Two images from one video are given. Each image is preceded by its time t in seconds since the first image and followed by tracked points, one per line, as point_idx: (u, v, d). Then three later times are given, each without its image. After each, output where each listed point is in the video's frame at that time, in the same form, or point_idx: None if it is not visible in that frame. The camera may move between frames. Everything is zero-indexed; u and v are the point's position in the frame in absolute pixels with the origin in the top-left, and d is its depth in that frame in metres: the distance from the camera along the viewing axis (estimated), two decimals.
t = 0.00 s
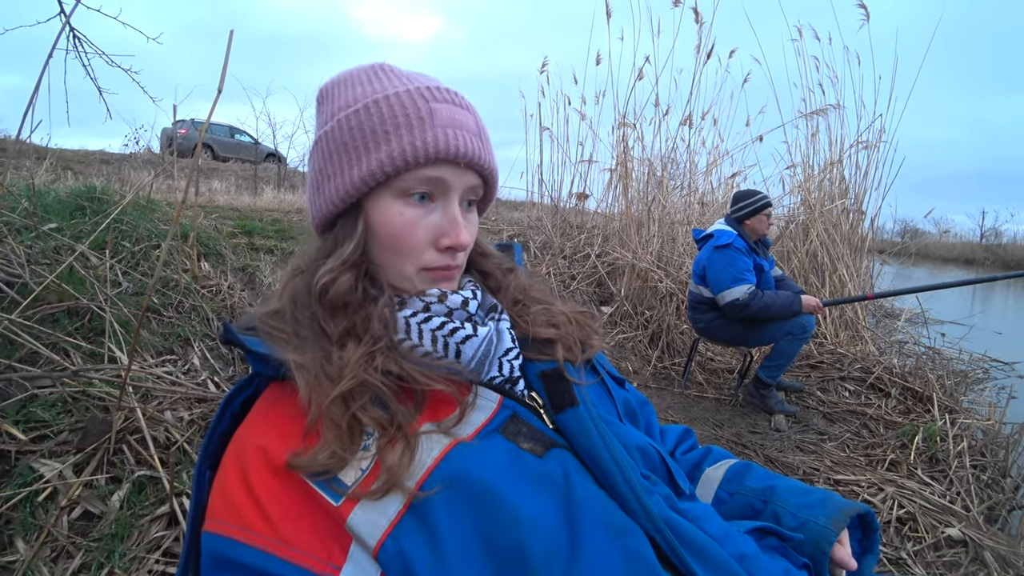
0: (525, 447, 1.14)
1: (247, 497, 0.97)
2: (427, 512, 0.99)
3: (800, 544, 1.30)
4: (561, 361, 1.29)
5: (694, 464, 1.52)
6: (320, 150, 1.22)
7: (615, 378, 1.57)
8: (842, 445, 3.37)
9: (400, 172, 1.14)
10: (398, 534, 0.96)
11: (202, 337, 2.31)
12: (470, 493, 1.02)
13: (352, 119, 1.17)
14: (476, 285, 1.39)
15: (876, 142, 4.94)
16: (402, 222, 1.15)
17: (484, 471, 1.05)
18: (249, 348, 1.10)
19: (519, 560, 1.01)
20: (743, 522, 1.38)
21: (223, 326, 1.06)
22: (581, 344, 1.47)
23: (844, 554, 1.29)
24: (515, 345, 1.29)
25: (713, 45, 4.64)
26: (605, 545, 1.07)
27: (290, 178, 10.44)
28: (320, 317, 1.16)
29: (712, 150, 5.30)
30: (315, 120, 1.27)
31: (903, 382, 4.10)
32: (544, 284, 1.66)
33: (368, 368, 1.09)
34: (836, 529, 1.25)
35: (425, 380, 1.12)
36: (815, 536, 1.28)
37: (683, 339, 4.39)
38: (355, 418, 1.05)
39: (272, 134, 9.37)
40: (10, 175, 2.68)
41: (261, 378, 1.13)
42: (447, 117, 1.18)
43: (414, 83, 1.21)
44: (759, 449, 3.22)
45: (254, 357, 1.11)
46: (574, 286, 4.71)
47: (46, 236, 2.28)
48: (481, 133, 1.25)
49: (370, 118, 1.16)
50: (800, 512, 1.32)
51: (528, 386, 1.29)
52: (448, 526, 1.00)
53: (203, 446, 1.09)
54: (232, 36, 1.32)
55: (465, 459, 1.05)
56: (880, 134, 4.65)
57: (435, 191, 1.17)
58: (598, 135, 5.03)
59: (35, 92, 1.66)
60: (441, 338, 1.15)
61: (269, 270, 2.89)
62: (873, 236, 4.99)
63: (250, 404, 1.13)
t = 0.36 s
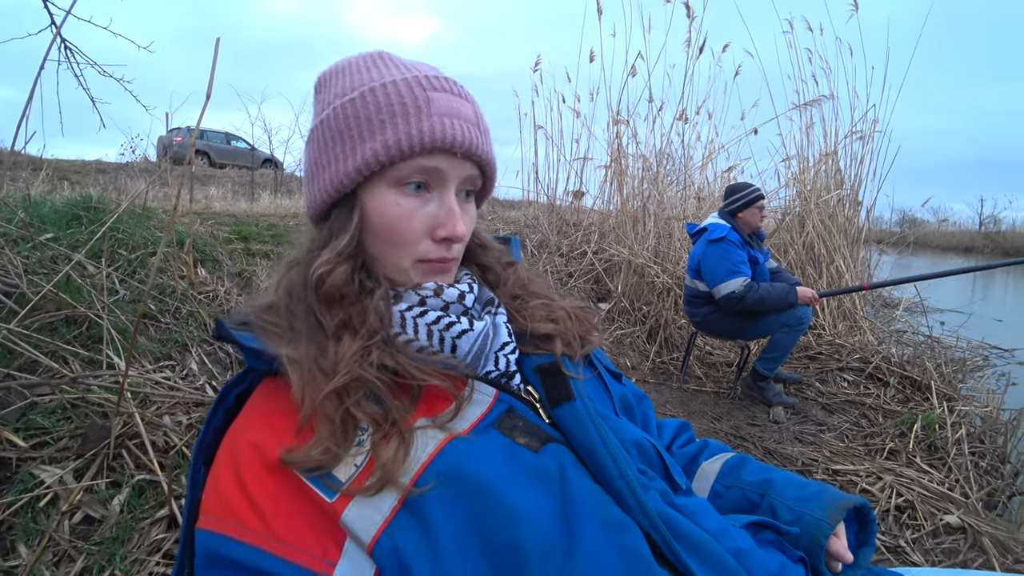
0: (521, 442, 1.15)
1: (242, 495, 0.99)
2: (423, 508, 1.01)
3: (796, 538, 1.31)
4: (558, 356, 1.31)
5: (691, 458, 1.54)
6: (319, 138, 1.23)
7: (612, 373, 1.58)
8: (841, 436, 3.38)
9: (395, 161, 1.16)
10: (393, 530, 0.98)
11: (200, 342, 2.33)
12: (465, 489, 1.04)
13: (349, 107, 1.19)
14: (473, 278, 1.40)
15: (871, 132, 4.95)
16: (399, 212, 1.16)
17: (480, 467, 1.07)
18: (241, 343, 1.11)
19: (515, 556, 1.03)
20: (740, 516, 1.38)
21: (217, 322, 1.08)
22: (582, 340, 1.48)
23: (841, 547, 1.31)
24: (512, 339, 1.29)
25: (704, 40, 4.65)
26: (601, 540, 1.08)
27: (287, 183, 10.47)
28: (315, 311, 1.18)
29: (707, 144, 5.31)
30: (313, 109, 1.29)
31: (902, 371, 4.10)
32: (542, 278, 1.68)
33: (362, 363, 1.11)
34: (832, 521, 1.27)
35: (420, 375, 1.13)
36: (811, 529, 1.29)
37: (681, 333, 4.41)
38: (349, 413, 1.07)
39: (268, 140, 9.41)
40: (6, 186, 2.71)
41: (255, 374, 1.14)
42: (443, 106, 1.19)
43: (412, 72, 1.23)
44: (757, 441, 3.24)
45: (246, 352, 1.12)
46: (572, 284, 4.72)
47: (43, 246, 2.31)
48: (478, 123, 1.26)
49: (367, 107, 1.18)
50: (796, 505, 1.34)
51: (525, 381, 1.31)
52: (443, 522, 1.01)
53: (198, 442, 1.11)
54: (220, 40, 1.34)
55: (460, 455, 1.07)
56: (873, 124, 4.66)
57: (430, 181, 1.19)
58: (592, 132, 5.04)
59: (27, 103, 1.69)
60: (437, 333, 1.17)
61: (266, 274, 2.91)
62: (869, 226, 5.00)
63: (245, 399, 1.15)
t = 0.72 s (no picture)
0: (520, 443, 1.14)
1: (242, 499, 0.98)
2: (419, 509, 1.00)
3: (802, 537, 1.30)
4: (555, 356, 1.31)
5: (695, 458, 1.53)
6: (301, 151, 1.24)
7: (611, 373, 1.57)
8: (850, 435, 3.35)
9: (377, 154, 1.16)
10: (391, 533, 0.97)
11: (205, 345, 2.33)
12: (463, 490, 1.02)
13: (326, 113, 1.20)
14: (468, 279, 1.40)
15: (876, 129, 4.92)
16: (386, 203, 1.16)
17: (478, 469, 1.05)
18: (240, 350, 1.09)
19: (514, 557, 1.01)
20: (745, 516, 1.37)
21: (213, 329, 1.06)
22: (576, 339, 1.48)
23: (848, 548, 1.29)
24: (508, 340, 1.29)
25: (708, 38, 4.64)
26: (601, 541, 1.06)
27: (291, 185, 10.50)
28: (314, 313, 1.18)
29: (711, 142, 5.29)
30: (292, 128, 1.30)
31: (910, 369, 4.07)
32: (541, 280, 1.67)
33: (358, 362, 1.11)
34: (838, 521, 1.26)
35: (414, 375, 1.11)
36: (817, 529, 1.28)
37: (687, 332, 4.39)
38: (348, 412, 1.07)
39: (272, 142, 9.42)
40: (12, 191, 2.72)
41: (256, 379, 1.14)
42: (417, 98, 1.20)
43: (382, 75, 1.24)
44: (765, 440, 3.22)
45: (246, 358, 1.11)
46: (576, 283, 4.71)
47: (49, 251, 2.32)
48: (453, 113, 1.26)
49: (343, 109, 1.18)
50: (802, 504, 1.33)
51: (524, 382, 1.30)
52: (440, 524, 1.00)
53: (200, 448, 1.11)
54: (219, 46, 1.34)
55: (458, 456, 1.05)
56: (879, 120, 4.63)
57: (414, 170, 1.19)
58: (596, 131, 5.03)
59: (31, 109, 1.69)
60: (434, 334, 1.16)
61: (270, 276, 2.92)
62: (876, 223, 4.97)
63: (246, 405, 1.15)
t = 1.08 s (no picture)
0: (520, 447, 1.12)
1: (240, 504, 0.97)
2: (414, 513, 0.97)
3: (810, 543, 1.27)
4: (555, 360, 1.28)
5: (701, 462, 1.50)
6: (310, 150, 1.22)
7: (614, 376, 1.54)
8: (860, 440, 3.31)
9: (380, 161, 1.14)
10: (387, 537, 0.95)
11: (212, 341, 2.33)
12: (460, 494, 1.00)
13: (334, 116, 1.18)
14: (469, 285, 1.38)
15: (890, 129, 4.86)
16: (386, 211, 1.14)
17: (476, 473, 1.02)
18: (240, 354, 1.07)
19: (511, 562, 0.99)
20: (751, 521, 1.33)
21: (212, 333, 1.04)
22: (578, 343, 1.45)
23: (858, 554, 1.26)
24: (508, 344, 1.27)
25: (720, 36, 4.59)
26: (602, 545, 1.04)
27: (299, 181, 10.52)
28: (314, 314, 1.16)
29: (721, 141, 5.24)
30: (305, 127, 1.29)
31: (922, 373, 4.02)
32: (548, 283, 1.64)
33: (353, 362, 1.09)
34: (848, 526, 1.23)
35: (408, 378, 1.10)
36: (826, 534, 1.25)
37: (695, 333, 4.35)
38: (342, 412, 1.05)
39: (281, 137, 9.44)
40: (22, 185, 2.72)
41: (256, 384, 1.12)
42: (426, 107, 1.17)
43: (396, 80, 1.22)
44: (775, 443, 3.18)
45: (247, 363, 1.09)
46: (585, 282, 4.68)
47: (57, 245, 2.32)
48: (462, 125, 1.23)
49: (351, 113, 1.17)
50: (810, 509, 1.30)
51: (523, 386, 1.28)
52: (436, 528, 0.97)
53: (200, 454, 1.09)
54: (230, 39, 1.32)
55: (455, 461, 1.03)
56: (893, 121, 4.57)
57: (418, 181, 1.16)
58: (605, 129, 4.99)
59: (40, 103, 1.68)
60: (432, 338, 1.14)
61: (278, 273, 2.91)
62: (888, 224, 4.91)
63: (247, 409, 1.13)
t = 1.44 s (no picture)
0: (525, 444, 1.13)
1: (245, 497, 0.98)
2: (418, 506, 0.98)
3: (813, 544, 1.27)
4: (561, 359, 1.30)
5: (705, 461, 1.50)
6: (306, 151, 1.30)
7: (621, 375, 1.55)
8: (863, 440, 3.31)
9: (346, 155, 1.15)
10: (391, 533, 0.95)
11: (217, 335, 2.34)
12: (465, 491, 1.01)
13: (317, 114, 1.23)
14: (476, 281, 1.41)
15: (898, 129, 4.83)
16: (353, 205, 1.14)
17: (481, 470, 1.03)
18: (246, 348, 1.09)
19: (516, 560, 1.00)
20: (754, 521, 1.34)
21: (220, 327, 1.06)
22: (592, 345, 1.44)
23: (861, 555, 1.27)
24: (514, 341, 1.29)
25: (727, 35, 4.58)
26: (607, 545, 1.05)
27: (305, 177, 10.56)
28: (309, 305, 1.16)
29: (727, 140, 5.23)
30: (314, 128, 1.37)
31: (927, 375, 4.01)
32: (553, 280, 1.64)
33: (347, 339, 1.09)
34: (851, 528, 1.24)
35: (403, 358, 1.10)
36: (830, 535, 1.26)
37: (699, 332, 4.35)
38: (338, 386, 1.05)
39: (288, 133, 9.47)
40: (31, 180, 2.75)
41: (261, 378, 1.14)
42: (390, 94, 1.16)
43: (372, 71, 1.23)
44: (777, 443, 3.18)
45: (254, 357, 1.11)
46: (589, 281, 4.68)
47: (66, 239, 2.34)
48: (437, 107, 1.19)
49: (328, 109, 1.20)
50: (813, 510, 1.31)
51: (529, 383, 1.29)
52: (441, 524, 0.98)
53: (206, 446, 1.12)
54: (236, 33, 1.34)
55: (461, 457, 1.04)
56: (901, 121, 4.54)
57: (384, 172, 1.15)
58: (611, 128, 4.99)
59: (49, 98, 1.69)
60: (437, 336, 1.15)
61: (283, 268, 2.92)
62: (894, 225, 4.89)
63: (252, 403, 1.15)
